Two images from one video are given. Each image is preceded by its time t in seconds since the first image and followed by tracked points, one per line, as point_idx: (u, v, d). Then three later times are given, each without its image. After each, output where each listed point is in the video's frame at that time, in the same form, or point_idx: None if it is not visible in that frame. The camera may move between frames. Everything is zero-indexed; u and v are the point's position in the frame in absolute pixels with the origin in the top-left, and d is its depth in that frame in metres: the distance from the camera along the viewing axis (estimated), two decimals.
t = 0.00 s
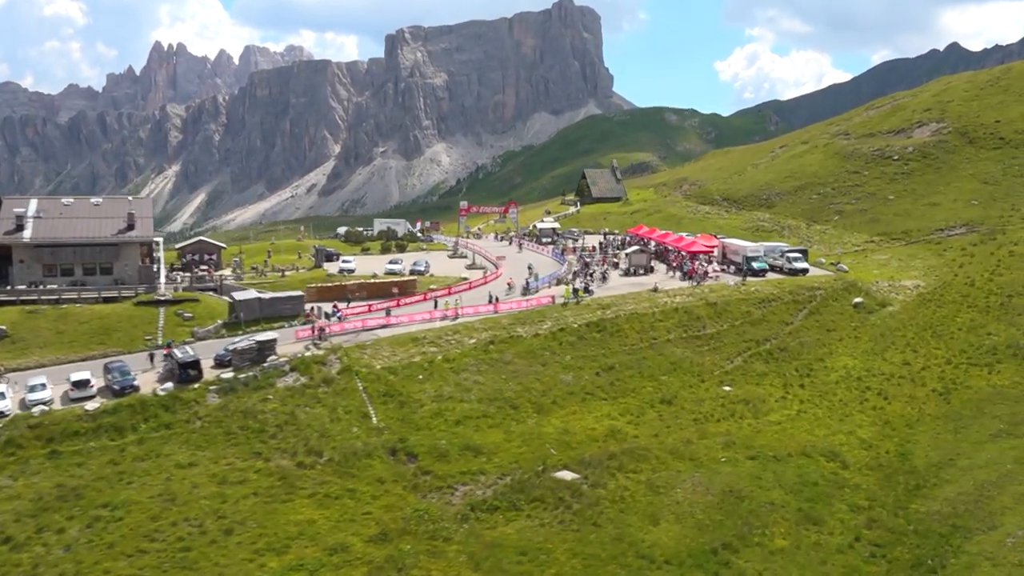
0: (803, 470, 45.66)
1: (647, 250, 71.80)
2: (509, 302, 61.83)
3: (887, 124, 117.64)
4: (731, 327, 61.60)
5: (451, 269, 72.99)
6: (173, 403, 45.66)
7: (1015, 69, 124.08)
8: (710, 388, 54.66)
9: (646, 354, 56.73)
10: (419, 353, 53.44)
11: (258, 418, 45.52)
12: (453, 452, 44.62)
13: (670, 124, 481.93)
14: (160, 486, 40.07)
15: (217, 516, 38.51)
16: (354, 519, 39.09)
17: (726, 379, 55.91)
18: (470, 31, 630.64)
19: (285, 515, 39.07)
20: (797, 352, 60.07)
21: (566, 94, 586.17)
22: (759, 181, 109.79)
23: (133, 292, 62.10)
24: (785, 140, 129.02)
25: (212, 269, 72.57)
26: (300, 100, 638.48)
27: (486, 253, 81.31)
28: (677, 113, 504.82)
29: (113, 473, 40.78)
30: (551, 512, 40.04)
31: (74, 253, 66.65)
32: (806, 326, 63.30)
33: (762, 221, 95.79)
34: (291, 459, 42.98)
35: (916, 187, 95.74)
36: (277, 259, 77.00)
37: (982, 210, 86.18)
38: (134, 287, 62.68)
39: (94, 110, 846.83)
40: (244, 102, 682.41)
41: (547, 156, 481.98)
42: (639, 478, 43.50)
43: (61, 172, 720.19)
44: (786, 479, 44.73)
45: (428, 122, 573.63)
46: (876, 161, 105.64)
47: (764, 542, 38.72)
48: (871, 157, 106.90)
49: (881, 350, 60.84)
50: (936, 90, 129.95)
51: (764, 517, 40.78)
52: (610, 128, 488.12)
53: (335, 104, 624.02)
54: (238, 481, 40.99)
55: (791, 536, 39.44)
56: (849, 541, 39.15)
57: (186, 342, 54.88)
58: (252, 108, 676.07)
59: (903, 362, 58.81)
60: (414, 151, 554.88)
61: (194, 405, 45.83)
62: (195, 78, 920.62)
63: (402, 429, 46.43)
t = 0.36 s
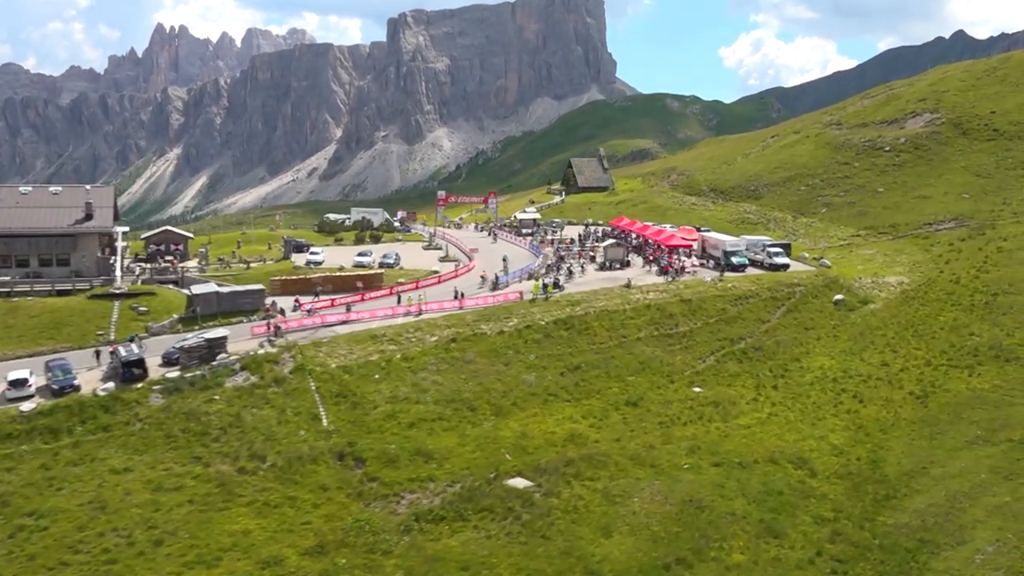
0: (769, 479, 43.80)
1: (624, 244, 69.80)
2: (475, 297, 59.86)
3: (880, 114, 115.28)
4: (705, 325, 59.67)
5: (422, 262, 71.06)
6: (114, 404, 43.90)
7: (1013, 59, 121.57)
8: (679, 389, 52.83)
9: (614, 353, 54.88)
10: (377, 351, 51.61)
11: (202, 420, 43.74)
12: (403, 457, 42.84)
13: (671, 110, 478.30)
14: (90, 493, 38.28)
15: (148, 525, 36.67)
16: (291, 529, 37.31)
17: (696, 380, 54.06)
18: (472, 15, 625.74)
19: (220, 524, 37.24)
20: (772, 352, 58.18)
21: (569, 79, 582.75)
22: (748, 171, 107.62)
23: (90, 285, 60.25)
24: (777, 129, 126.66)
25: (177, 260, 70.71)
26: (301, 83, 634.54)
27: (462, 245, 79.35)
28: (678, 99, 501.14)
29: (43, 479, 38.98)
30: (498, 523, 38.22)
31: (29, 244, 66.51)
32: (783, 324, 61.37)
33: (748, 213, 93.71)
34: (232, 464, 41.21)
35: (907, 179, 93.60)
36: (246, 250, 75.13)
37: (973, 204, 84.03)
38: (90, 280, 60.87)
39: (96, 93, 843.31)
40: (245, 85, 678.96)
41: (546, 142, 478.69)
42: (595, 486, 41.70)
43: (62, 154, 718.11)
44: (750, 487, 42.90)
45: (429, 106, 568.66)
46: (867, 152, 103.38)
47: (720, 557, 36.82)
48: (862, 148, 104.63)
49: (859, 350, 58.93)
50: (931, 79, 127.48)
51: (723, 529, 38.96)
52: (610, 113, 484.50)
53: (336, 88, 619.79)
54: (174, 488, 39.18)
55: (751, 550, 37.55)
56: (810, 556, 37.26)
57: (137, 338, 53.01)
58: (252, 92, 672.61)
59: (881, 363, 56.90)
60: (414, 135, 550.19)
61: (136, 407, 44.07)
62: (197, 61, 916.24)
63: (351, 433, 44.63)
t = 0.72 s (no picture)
0: (734, 490, 42.07)
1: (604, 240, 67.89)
2: (445, 293, 58.12)
3: (879, 106, 112.85)
4: (682, 324, 57.81)
5: (396, 255, 69.32)
6: (54, 404, 42.32)
7: (1017, 51, 118.92)
8: (649, 392, 51.09)
9: (583, 354, 53.14)
10: (336, 350, 49.97)
11: (146, 421, 42.17)
12: (351, 463, 41.22)
13: (678, 99, 474.30)
14: (20, 498, 36.68)
15: (75, 533, 35.02)
16: (226, 538, 35.72)
17: (667, 382, 52.31)
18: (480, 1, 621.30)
19: (152, 533, 35.61)
20: (749, 354, 56.35)
21: (577, 65, 578.42)
22: (741, 163, 105.44)
23: (46, 277, 58.50)
24: (773, 120, 124.33)
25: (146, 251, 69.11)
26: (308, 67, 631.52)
27: (442, 237, 77.57)
28: (685, 87, 496.95)
29: None
30: (443, 535, 36.56)
31: None
32: (762, 325, 59.51)
33: (738, 206, 91.67)
34: (172, 469, 39.63)
35: (901, 174, 91.40)
36: (219, 240, 73.46)
37: (968, 200, 81.82)
38: (47, 272, 59.11)
39: (102, 74, 841.91)
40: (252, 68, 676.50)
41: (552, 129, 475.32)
42: (549, 496, 40.02)
43: (69, 136, 717.92)
44: (712, 499, 41.17)
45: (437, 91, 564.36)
46: (863, 145, 101.09)
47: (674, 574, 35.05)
48: (858, 141, 102.31)
49: (840, 352, 57.07)
50: (932, 71, 124.89)
51: (680, 544, 37.22)
52: (617, 101, 480.66)
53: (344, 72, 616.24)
54: (108, 493, 37.57)
55: (706, 567, 35.80)
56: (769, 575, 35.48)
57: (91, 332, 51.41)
58: (258, 76, 670.29)
59: (861, 367, 55.01)
60: (421, 120, 546.39)
61: (78, 406, 42.52)
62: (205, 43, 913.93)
63: (301, 436, 43.04)
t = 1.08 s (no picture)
0: (698, 501, 40.42)
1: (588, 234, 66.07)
2: (418, 288, 56.53)
3: (886, 99, 110.09)
4: (661, 324, 56.03)
5: (376, 246, 67.82)
6: None
7: None
8: (620, 395, 49.46)
9: (556, 354, 51.50)
10: (299, 345, 48.55)
11: (93, 419, 40.90)
12: (301, 465, 39.82)
13: (694, 86, 469.37)
14: None
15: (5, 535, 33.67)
16: (162, 544, 34.35)
17: (641, 385, 50.63)
18: None
19: (85, 536, 34.26)
20: (729, 356, 54.52)
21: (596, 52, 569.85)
22: (741, 156, 103.18)
23: (10, 266, 57.18)
24: (778, 112, 121.78)
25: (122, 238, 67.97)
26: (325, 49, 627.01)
27: (427, 229, 76.02)
28: (701, 75, 491.85)
29: None
30: (387, 545, 35.11)
31: None
32: (746, 326, 57.67)
33: (735, 200, 89.57)
34: (114, 469, 38.32)
35: (903, 169, 89.01)
36: (198, 228, 72.18)
37: (970, 198, 79.38)
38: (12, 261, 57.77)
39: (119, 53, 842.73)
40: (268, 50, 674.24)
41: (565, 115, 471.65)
42: (504, 505, 38.53)
43: (87, 116, 718.76)
44: (675, 511, 39.55)
45: (453, 76, 559.90)
46: (867, 139, 98.52)
47: None
48: (862, 134, 99.74)
49: (824, 356, 55.17)
50: (943, 63, 121.81)
51: (635, 557, 35.62)
52: (632, 88, 476.07)
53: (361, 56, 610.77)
54: (45, 493, 36.24)
55: None
56: None
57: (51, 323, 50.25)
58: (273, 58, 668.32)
59: (844, 372, 53.10)
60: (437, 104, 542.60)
61: (24, 401, 41.28)
62: (222, 25, 913.41)
63: (253, 437, 41.69)
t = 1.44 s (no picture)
0: (664, 514, 38.81)
1: (577, 229, 64.35)
2: (395, 283, 55.12)
3: (900, 93, 107.10)
4: (644, 325, 54.33)
5: (361, 238, 66.52)
6: None
7: None
8: (594, 398, 47.92)
9: (531, 354, 49.99)
10: (265, 341, 47.37)
11: (44, 414, 39.90)
12: (254, 467, 38.64)
13: (717, 76, 463.57)
14: None
15: None
16: (99, 547, 33.22)
17: (618, 389, 49.05)
18: None
19: (21, 538, 33.20)
20: (713, 360, 52.77)
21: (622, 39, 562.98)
22: (748, 150, 100.82)
23: None
24: (789, 105, 119.14)
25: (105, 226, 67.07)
26: (349, 33, 617.77)
27: (417, 221, 74.63)
28: (725, 64, 485.79)
29: None
30: (331, 554, 33.86)
31: None
32: (733, 328, 55.84)
33: (737, 196, 87.45)
34: (60, 467, 37.30)
35: (912, 167, 86.39)
36: (184, 215, 71.18)
37: (979, 198, 76.75)
38: None
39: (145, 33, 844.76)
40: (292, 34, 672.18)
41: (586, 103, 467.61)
42: (458, 513, 37.18)
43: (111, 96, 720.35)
44: (638, 523, 37.98)
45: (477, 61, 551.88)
46: (878, 134, 95.78)
47: None
48: (873, 129, 97.03)
49: (812, 362, 53.28)
50: (963, 57, 118.40)
51: (590, 572, 34.13)
52: (654, 76, 471.00)
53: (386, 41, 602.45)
54: None
55: None
56: None
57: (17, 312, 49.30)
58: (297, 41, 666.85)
59: (831, 379, 51.20)
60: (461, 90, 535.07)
61: None
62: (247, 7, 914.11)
63: (207, 436, 40.56)
